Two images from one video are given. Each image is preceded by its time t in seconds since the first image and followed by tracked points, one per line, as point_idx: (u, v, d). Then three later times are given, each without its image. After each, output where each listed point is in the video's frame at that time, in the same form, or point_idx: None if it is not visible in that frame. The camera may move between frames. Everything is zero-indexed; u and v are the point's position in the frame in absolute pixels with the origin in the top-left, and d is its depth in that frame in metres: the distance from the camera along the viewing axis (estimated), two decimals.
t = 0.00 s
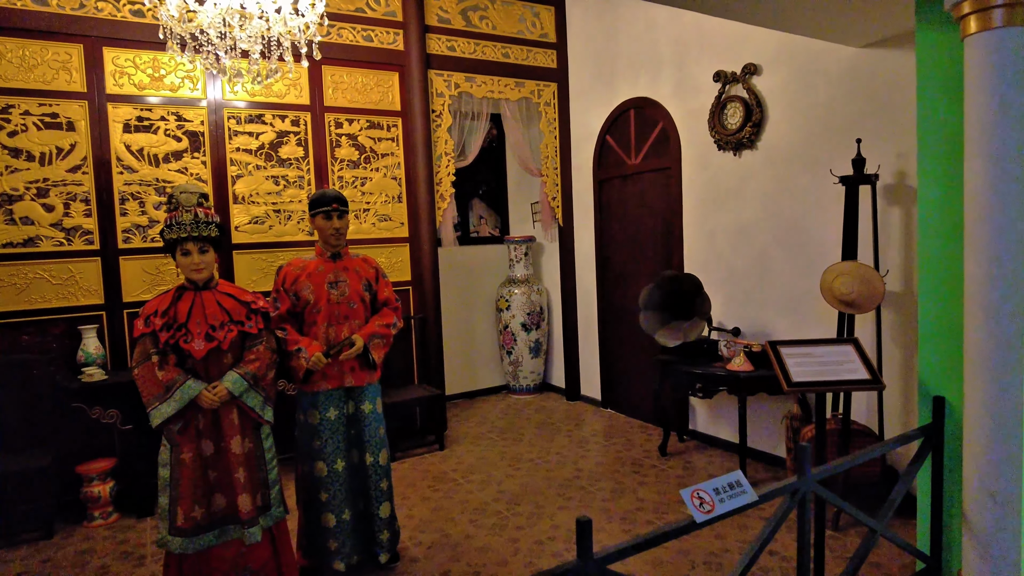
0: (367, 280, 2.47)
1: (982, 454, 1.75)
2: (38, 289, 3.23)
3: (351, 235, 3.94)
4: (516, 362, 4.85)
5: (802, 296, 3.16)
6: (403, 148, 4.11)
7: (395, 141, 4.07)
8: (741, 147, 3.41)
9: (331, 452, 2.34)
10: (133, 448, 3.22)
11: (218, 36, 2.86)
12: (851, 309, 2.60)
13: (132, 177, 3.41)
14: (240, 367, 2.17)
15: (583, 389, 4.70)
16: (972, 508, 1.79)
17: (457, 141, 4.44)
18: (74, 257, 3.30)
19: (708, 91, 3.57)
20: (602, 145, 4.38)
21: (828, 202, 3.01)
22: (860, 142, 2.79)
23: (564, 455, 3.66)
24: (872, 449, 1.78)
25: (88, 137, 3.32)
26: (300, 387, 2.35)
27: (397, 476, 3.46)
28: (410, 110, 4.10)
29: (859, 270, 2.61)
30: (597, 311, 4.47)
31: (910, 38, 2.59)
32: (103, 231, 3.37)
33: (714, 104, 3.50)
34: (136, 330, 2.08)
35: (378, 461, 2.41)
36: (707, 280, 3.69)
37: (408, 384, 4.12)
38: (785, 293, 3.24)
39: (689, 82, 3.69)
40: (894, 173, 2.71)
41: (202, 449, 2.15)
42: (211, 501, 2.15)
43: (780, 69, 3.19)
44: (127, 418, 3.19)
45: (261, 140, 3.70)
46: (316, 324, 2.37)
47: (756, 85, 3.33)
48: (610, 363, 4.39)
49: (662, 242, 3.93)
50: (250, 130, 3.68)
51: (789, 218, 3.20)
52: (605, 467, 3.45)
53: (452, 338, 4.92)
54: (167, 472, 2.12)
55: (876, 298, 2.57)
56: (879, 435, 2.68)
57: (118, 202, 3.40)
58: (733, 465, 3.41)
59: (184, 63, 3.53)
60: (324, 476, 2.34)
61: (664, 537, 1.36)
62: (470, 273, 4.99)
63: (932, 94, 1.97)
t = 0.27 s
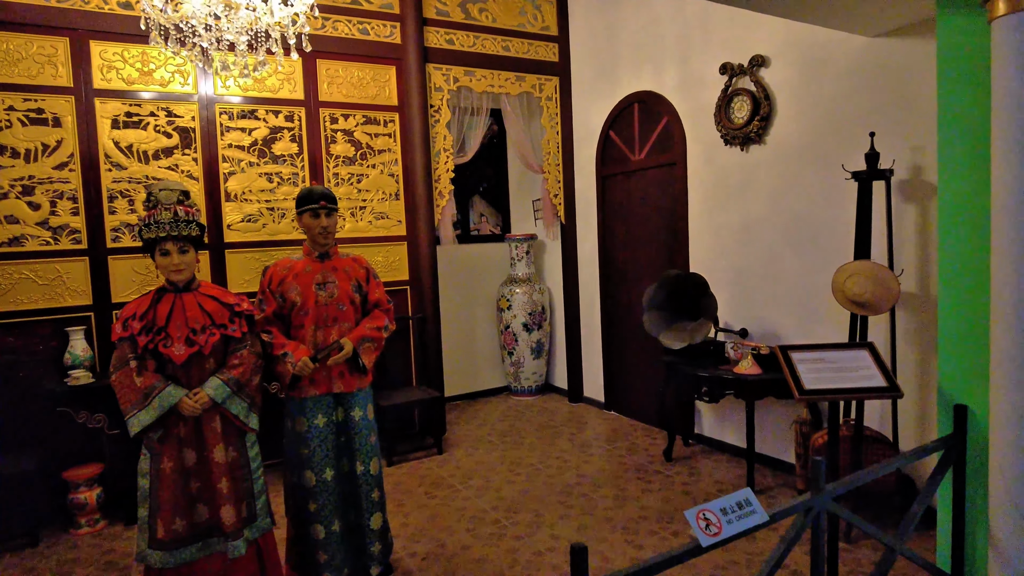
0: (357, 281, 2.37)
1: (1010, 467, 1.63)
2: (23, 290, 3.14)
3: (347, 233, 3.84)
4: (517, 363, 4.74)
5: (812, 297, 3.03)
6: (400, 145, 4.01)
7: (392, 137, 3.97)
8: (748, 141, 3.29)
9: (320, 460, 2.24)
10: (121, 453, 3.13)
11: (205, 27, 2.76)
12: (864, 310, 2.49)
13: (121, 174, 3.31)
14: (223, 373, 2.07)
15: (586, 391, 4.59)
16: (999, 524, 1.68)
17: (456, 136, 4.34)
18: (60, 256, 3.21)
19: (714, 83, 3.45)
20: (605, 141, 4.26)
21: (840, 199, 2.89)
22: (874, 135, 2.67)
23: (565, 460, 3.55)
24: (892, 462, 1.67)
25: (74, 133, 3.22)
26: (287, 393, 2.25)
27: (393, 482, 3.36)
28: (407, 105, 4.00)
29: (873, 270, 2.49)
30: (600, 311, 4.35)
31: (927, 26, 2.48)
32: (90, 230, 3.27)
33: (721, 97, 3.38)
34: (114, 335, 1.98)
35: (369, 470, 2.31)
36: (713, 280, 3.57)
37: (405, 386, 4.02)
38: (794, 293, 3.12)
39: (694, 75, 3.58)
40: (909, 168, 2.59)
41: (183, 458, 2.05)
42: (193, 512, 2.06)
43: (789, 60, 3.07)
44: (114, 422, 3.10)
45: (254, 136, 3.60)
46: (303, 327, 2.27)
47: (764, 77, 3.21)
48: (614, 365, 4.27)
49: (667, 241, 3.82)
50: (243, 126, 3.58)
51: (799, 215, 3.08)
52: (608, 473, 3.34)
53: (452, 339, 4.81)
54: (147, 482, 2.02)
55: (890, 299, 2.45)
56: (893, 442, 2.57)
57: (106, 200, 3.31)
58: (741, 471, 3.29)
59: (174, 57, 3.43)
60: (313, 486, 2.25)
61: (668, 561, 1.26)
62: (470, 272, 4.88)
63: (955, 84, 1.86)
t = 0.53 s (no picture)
0: (352, 283, 2.27)
1: None
2: (17, 291, 3.07)
3: (349, 232, 3.75)
4: (524, 364, 4.63)
5: (830, 299, 2.90)
6: (403, 141, 3.91)
7: (394, 133, 3.87)
8: (763, 136, 3.16)
9: (314, 471, 2.15)
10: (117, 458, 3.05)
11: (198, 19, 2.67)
12: (886, 313, 2.36)
13: (116, 172, 3.23)
14: (211, 380, 1.98)
15: (595, 393, 4.48)
16: None
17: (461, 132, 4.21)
18: (55, 257, 3.14)
19: (727, 76, 3.32)
20: (614, 136, 4.14)
21: (860, 196, 2.75)
22: (896, 129, 2.54)
23: (573, 466, 3.44)
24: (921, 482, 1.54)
25: (69, 131, 3.15)
26: (279, 400, 2.16)
27: (395, 488, 3.27)
28: (410, 100, 3.89)
29: (896, 271, 2.36)
30: (609, 312, 4.24)
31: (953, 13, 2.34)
32: (85, 230, 3.20)
33: (735, 90, 3.24)
34: (97, 341, 1.90)
35: (365, 480, 2.21)
36: (725, 280, 3.45)
37: (409, 389, 3.93)
38: (811, 295, 2.99)
39: (706, 67, 3.45)
40: (934, 163, 2.45)
41: (170, 469, 1.96)
42: (179, 525, 1.96)
43: (805, 51, 2.94)
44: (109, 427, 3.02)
45: (253, 133, 3.51)
46: (296, 332, 2.17)
47: (779, 69, 3.08)
48: (623, 367, 4.16)
49: (678, 239, 3.69)
50: (241, 123, 3.49)
51: (815, 213, 2.95)
52: (616, 481, 3.23)
53: (457, 339, 4.71)
54: (132, 493, 1.93)
55: (914, 302, 2.33)
56: (919, 451, 2.42)
57: (101, 199, 3.23)
58: (755, 479, 3.16)
59: (170, 52, 3.34)
60: (307, 497, 2.15)
61: None
62: (476, 271, 4.77)
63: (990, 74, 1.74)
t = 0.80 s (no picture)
0: (360, 284, 2.21)
1: None
2: (27, 291, 3.05)
3: (360, 232, 3.69)
4: (538, 366, 4.56)
5: (856, 301, 2.80)
6: (416, 138, 3.85)
7: (407, 130, 3.81)
8: (786, 133, 3.06)
9: (321, 477, 2.09)
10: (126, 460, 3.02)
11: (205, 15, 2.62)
12: (918, 316, 2.26)
13: (126, 171, 3.20)
14: (215, 384, 1.93)
15: (610, 395, 4.39)
16: None
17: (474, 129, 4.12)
18: (64, 256, 3.11)
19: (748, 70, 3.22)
20: (631, 133, 4.05)
21: (889, 194, 2.64)
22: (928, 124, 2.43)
23: (588, 471, 3.36)
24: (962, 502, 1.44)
25: (78, 130, 3.12)
26: (285, 405, 2.10)
27: (407, 493, 3.20)
28: (423, 97, 3.83)
29: (928, 272, 2.25)
30: (626, 312, 4.14)
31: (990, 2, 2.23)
32: (95, 229, 3.17)
33: (756, 86, 3.14)
34: (98, 343, 1.85)
35: (373, 487, 2.14)
36: (746, 281, 3.35)
37: (421, 391, 3.87)
38: (836, 297, 2.89)
39: (727, 61, 3.34)
40: (969, 160, 2.34)
41: (174, 475, 1.91)
42: (182, 534, 1.91)
43: (830, 43, 2.83)
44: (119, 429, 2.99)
45: (263, 131, 3.47)
46: (302, 334, 2.12)
47: (802, 63, 2.97)
48: (640, 370, 4.07)
49: (697, 239, 3.59)
50: (252, 120, 3.44)
51: (841, 212, 2.84)
52: (632, 487, 3.15)
53: (471, 340, 4.65)
54: (134, 500, 1.88)
55: (946, 305, 2.22)
56: (949, 463, 2.32)
57: (111, 198, 3.20)
58: (777, 487, 3.06)
59: (180, 49, 3.30)
60: (314, 504, 2.09)
61: None
62: (490, 271, 4.70)
63: None
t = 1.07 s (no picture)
0: (377, 285, 2.15)
1: None
2: (44, 289, 3.03)
3: (378, 231, 3.64)
4: (557, 368, 4.48)
5: (890, 304, 2.69)
6: (434, 136, 3.79)
7: (425, 128, 3.75)
8: (815, 129, 2.95)
9: (336, 482, 2.03)
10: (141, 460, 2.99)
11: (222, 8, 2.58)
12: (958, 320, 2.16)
13: (143, 169, 3.17)
14: (227, 386, 1.88)
15: (631, 399, 4.30)
16: None
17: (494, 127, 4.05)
18: (81, 255, 3.09)
19: (776, 65, 3.12)
20: (654, 131, 3.96)
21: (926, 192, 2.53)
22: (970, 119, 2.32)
23: (609, 477, 3.28)
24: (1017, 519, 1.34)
25: (96, 127, 3.09)
26: (300, 408, 2.05)
27: (424, 497, 3.14)
28: (441, 94, 3.77)
29: (970, 274, 2.15)
30: (648, 314, 4.05)
31: None
32: (112, 227, 3.15)
33: (784, 80, 3.03)
34: (109, 344, 1.81)
35: (389, 493, 2.08)
36: (774, 283, 3.24)
37: (438, 393, 3.80)
38: (869, 299, 2.78)
39: (753, 56, 3.24)
40: (1014, 156, 2.23)
41: (185, 479, 1.86)
42: (194, 540, 1.86)
43: (863, 36, 2.73)
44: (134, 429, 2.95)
45: (281, 128, 3.42)
46: (317, 335, 2.06)
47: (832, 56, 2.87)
48: (663, 373, 3.97)
49: (722, 239, 3.49)
50: (269, 118, 3.40)
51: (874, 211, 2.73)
52: (655, 495, 3.06)
53: (488, 342, 4.58)
54: (146, 505, 1.83)
55: (990, 308, 2.11)
56: (992, 473, 2.20)
57: (128, 196, 3.17)
58: (805, 496, 2.96)
59: (197, 46, 3.27)
60: (328, 510, 2.03)
61: None
62: (508, 271, 4.63)
63: None
